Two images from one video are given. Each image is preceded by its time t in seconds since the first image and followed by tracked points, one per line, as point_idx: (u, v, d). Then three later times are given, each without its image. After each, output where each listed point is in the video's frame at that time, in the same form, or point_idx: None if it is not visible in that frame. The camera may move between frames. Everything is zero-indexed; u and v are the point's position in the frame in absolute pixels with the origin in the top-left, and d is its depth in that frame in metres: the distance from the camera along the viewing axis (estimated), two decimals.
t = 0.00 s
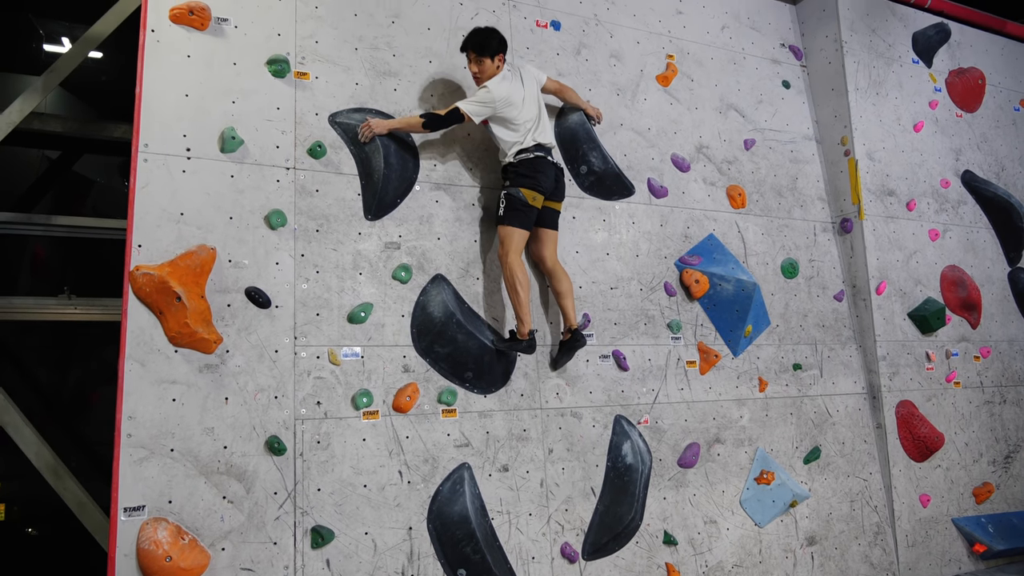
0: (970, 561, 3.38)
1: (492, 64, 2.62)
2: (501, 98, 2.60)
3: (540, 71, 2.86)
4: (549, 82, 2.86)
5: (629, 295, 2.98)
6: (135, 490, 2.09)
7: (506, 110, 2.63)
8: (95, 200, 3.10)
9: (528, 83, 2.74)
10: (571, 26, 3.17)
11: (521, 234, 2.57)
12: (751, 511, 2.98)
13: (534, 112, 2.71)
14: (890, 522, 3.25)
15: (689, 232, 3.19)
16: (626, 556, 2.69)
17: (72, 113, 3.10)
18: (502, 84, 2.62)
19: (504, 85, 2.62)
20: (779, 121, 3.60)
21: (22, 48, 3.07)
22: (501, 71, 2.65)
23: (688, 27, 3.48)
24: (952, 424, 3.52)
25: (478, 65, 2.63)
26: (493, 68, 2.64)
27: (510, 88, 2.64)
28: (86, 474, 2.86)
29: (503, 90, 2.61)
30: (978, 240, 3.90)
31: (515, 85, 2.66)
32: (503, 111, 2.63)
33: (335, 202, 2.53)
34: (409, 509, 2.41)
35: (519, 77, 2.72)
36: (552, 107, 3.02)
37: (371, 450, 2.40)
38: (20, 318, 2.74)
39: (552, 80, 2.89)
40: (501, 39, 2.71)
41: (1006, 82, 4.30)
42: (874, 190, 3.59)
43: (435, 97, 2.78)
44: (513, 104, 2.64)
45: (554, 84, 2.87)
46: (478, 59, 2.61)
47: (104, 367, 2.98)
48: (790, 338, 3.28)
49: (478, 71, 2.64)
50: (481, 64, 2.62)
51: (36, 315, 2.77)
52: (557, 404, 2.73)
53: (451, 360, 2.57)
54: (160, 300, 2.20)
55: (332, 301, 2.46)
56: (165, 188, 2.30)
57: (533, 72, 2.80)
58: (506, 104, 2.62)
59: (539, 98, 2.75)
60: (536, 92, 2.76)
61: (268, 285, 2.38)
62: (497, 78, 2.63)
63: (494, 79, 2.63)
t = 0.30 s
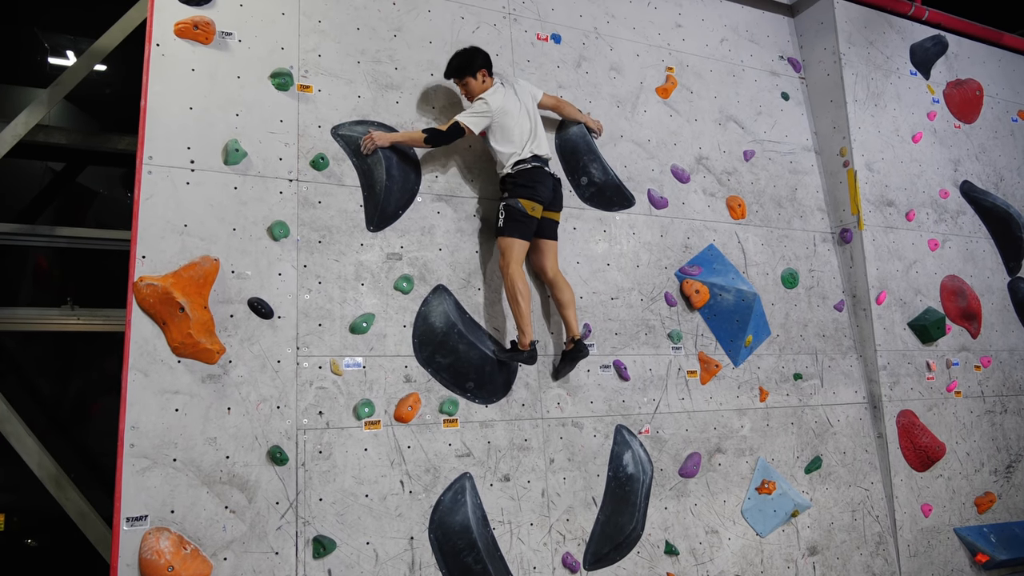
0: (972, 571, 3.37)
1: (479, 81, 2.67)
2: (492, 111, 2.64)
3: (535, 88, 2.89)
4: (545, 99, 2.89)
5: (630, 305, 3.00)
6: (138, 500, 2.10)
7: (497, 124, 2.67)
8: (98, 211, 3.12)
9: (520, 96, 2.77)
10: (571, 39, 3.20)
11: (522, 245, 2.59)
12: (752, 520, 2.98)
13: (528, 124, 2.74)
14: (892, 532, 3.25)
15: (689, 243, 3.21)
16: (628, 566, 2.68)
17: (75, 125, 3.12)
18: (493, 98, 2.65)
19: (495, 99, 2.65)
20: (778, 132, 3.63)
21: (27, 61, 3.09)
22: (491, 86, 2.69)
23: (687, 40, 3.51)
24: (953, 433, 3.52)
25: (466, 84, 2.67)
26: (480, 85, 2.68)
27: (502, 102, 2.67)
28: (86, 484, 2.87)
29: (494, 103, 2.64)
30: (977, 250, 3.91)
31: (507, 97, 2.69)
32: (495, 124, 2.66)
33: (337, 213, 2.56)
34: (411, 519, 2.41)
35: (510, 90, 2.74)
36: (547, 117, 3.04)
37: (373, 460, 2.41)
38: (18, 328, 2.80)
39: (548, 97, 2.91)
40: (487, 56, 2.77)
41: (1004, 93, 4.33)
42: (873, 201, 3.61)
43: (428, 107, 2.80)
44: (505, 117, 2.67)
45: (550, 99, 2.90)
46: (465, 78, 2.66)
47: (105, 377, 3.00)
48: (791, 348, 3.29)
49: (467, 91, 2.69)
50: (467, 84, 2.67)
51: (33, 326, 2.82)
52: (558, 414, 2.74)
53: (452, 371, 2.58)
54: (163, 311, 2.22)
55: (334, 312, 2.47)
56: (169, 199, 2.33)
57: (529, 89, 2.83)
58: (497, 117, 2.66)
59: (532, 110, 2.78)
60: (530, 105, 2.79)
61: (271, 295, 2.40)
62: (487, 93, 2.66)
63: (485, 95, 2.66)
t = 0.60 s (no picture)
0: None
1: (466, 88, 2.76)
2: (477, 112, 2.68)
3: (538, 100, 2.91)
4: (546, 109, 2.89)
5: (629, 312, 3.01)
6: (139, 507, 2.10)
7: (483, 126, 2.70)
8: (97, 218, 3.13)
9: (515, 101, 2.78)
10: (570, 48, 3.23)
11: (517, 251, 2.59)
12: (752, 528, 2.98)
13: (521, 128, 2.73)
14: (891, 539, 3.25)
15: (687, 250, 3.22)
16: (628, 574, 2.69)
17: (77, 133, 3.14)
18: (480, 99, 2.70)
19: (482, 101, 2.70)
20: (776, 140, 3.65)
21: (29, 69, 3.11)
22: (479, 91, 2.76)
23: (686, 49, 3.54)
24: (951, 441, 3.53)
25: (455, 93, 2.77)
26: (469, 91, 2.77)
27: (490, 104, 2.70)
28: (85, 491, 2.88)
29: (480, 104, 2.69)
30: (974, 258, 3.94)
31: (496, 100, 2.72)
32: (481, 126, 2.69)
33: (338, 221, 2.57)
34: (411, 526, 2.42)
35: (500, 95, 2.75)
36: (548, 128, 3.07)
37: (373, 467, 2.41)
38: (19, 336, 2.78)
39: (551, 108, 2.92)
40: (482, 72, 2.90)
41: (999, 101, 4.37)
42: (870, 209, 3.63)
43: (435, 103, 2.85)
44: (492, 119, 2.69)
45: (552, 110, 2.91)
46: (454, 86, 2.76)
47: (104, 384, 2.99)
48: (790, 355, 3.30)
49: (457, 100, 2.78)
50: (456, 92, 2.77)
51: (33, 332, 2.81)
52: (557, 421, 2.74)
53: (452, 378, 2.59)
54: (165, 318, 2.22)
55: (335, 319, 2.48)
56: (171, 207, 2.34)
57: (530, 99, 2.85)
58: (483, 118, 2.69)
59: (526, 114, 2.78)
60: (525, 111, 2.78)
61: (272, 303, 2.41)
62: (474, 96, 2.72)
63: (473, 100, 2.69)
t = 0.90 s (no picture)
0: None
1: (473, 114, 2.84)
2: (476, 135, 2.73)
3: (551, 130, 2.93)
4: (556, 138, 2.90)
5: (630, 338, 3.02)
6: (138, 534, 2.09)
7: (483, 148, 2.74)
8: (100, 244, 3.14)
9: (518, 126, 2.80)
10: (570, 77, 3.28)
11: (516, 276, 2.61)
12: (756, 555, 2.95)
13: (520, 153, 2.74)
14: (897, 566, 3.22)
15: (688, 275, 3.24)
16: None
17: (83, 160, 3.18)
18: (481, 123, 2.75)
19: (482, 125, 2.75)
20: (774, 166, 3.69)
21: (37, 98, 3.16)
22: (485, 116, 2.82)
23: (684, 78, 3.60)
24: (955, 466, 3.51)
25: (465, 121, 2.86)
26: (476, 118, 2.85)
27: (491, 128, 2.75)
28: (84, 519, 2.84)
29: (480, 127, 2.74)
30: (973, 282, 3.95)
31: (497, 126, 2.76)
32: (480, 147, 2.72)
33: (341, 247, 2.59)
34: (412, 554, 2.40)
35: (502, 121, 2.78)
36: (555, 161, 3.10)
37: (374, 494, 2.40)
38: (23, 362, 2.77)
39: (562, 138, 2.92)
40: (497, 104, 2.99)
41: (994, 127, 4.42)
42: (869, 234, 3.65)
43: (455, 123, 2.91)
44: (491, 143, 2.73)
45: (563, 141, 2.91)
46: (463, 113, 2.86)
47: (104, 411, 2.98)
48: (791, 380, 3.30)
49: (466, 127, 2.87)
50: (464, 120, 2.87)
51: (32, 358, 2.78)
52: (559, 447, 2.74)
53: (453, 404, 2.59)
54: (167, 344, 2.23)
55: (337, 344, 2.49)
56: (175, 234, 2.36)
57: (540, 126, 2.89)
58: (482, 141, 2.73)
59: (528, 139, 2.79)
60: (527, 137, 2.79)
61: (275, 328, 2.42)
62: (477, 120, 2.78)
63: (474, 125, 2.75)
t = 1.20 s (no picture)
0: None
1: (475, 119, 2.86)
2: (473, 138, 2.74)
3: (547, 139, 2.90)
4: (551, 148, 2.87)
5: (629, 341, 3.03)
6: (139, 537, 2.10)
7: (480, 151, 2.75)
8: (101, 248, 3.17)
9: (515, 129, 2.81)
10: (569, 82, 3.30)
11: (515, 280, 2.62)
12: (755, 558, 2.96)
13: (517, 157, 2.75)
14: (896, 569, 3.22)
15: (687, 279, 3.25)
16: None
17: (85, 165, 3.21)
18: (479, 127, 2.77)
19: (479, 129, 2.76)
20: (772, 170, 3.70)
21: (39, 103, 3.18)
22: (486, 120, 2.83)
23: (682, 82, 3.62)
24: (954, 469, 3.52)
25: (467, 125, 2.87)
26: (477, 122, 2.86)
27: (488, 132, 2.77)
28: (84, 521, 2.87)
29: (477, 130, 2.76)
30: (972, 285, 3.96)
31: (494, 129, 2.77)
32: (477, 150, 2.73)
33: (341, 251, 2.61)
34: (412, 556, 2.41)
35: (500, 125, 2.79)
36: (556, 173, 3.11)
37: (374, 497, 2.41)
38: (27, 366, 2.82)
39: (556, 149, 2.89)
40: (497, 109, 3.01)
41: (993, 131, 4.43)
42: (867, 237, 3.66)
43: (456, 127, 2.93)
44: (488, 146, 2.74)
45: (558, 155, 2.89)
46: (464, 118, 2.88)
47: (105, 414, 2.99)
48: (790, 384, 3.31)
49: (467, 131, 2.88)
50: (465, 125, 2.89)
51: (34, 362, 2.83)
52: (558, 450, 2.75)
53: (453, 407, 2.60)
54: (168, 348, 2.25)
55: (337, 348, 2.51)
56: (176, 239, 2.38)
57: (536, 134, 2.84)
58: (479, 144, 2.74)
59: (526, 142, 2.79)
60: (524, 140, 2.79)
61: (275, 332, 2.44)
62: (475, 124, 2.80)
63: (471, 128, 2.77)
